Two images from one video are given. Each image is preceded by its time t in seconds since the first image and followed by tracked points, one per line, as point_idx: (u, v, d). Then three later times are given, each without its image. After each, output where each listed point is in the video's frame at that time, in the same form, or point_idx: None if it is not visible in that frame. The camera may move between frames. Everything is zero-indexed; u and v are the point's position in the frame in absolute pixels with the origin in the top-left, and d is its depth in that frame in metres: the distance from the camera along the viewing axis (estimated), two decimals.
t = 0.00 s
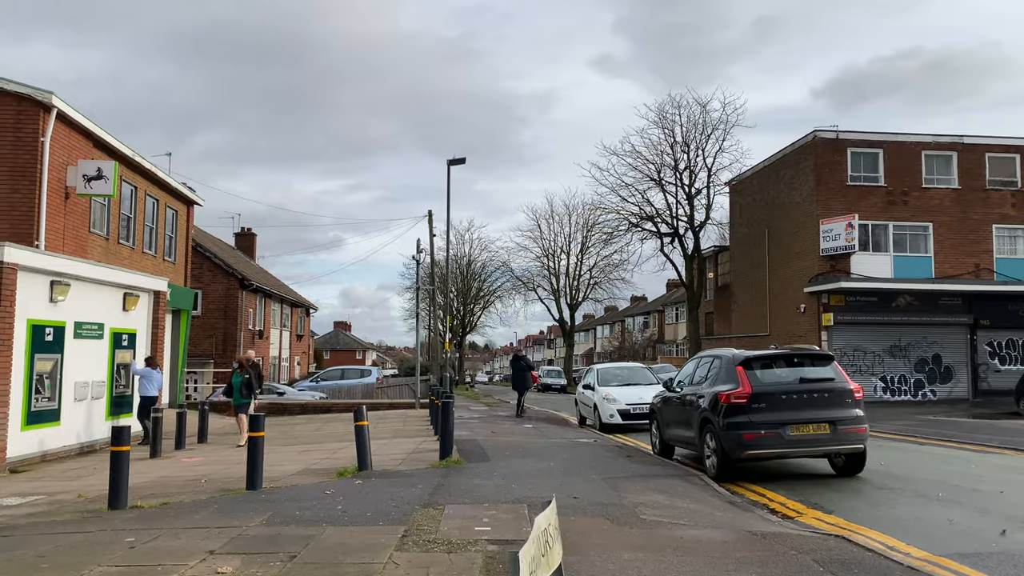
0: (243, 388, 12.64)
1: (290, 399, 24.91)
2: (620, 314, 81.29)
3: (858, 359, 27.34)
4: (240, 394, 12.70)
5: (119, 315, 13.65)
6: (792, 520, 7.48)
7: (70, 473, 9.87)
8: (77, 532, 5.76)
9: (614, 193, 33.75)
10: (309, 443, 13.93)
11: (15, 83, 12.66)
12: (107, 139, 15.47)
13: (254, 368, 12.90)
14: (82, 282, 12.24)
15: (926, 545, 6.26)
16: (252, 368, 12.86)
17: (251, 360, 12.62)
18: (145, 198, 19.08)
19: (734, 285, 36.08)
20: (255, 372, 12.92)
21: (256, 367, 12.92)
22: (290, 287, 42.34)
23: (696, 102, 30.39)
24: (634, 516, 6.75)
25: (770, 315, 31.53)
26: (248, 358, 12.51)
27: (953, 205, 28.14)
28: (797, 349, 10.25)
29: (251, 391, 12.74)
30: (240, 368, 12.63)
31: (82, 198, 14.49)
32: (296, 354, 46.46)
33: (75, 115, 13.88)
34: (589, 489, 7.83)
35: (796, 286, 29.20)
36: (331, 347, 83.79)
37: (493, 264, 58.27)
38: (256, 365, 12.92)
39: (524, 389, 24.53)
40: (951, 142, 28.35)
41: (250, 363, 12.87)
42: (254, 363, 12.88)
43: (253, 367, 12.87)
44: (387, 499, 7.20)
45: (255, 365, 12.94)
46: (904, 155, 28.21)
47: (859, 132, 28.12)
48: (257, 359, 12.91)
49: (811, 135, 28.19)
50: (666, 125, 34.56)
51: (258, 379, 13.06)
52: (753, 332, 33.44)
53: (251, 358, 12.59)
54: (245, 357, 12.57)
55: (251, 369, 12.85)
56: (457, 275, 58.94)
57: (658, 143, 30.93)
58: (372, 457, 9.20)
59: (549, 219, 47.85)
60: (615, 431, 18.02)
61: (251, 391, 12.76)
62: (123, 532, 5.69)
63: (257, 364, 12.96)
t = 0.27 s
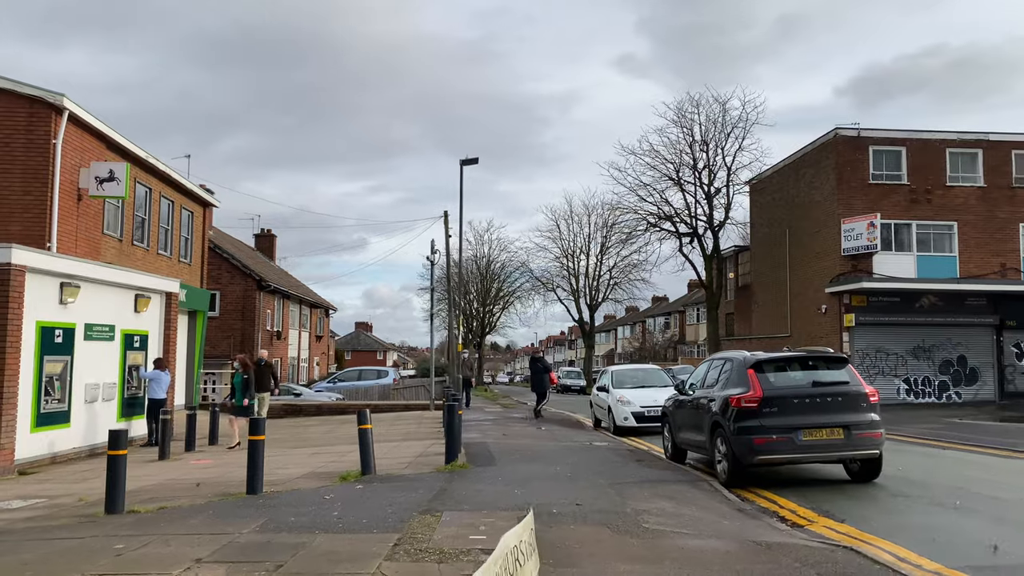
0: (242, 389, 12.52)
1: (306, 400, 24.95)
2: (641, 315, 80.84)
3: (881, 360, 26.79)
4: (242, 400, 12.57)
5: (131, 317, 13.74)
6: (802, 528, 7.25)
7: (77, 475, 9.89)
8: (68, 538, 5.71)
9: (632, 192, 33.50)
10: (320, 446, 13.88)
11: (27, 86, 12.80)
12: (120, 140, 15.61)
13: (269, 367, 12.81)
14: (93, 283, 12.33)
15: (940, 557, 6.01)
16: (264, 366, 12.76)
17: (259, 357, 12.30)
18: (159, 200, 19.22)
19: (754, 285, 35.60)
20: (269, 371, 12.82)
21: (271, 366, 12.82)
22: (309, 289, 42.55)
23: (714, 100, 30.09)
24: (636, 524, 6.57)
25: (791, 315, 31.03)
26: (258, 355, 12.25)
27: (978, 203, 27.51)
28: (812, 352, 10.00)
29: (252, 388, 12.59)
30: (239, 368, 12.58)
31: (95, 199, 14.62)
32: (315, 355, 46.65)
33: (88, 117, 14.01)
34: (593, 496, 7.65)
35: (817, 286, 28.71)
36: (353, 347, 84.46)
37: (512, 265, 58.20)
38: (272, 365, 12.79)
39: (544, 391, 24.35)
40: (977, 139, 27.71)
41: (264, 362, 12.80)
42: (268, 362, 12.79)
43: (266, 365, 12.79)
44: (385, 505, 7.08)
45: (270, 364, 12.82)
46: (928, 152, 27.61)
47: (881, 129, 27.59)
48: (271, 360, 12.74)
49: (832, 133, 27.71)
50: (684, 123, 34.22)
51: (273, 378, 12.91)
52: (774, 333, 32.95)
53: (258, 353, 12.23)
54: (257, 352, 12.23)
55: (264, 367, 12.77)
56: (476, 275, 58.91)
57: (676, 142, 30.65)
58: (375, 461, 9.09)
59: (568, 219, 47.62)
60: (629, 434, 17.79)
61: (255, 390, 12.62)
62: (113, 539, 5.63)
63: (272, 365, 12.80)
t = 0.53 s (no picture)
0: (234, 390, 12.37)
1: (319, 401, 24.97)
2: (658, 315, 80.43)
3: (900, 361, 26.31)
4: (229, 405, 11.35)
5: (140, 318, 13.82)
6: (810, 536, 7.04)
7: (82, 478, 9.88)
8: (57, 543, 5.65)
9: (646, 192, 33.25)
10: (327, 448, 13.79)
11: (36, 88, 12.91)
12: (130, 142, 15.71)
13: (275, 370, 12.75)
14: (101, 285, 12.39)
15: (952, 568, 5.79)
16: (270, 368, 12.70)
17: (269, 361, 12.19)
18: (171, 201, 19.32)
19: (771, 286, 35.16)
20: (275, 374, 12.76)
21: (277, 369, 12.77)
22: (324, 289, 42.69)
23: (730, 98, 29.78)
24: (637, 532, 6.39)
25: (808, 316, 30.61)
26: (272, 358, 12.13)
27: (1000, 202, 26.96)
28: (825, 354, 9.77)
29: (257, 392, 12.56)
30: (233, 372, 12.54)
31: (105, 201, 14.71)
32: (330, 356, 46.76)
33: (97, 118, 14.10)
34: (596, 502, 7.48)
35: (835, 286, 28.29)
36: (370, 348, 84.75)
37: (528, 265, 58.07)
38: (280, 369, 12.75)
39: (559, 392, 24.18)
40: (998, 136, 27.17)
41: (270, 364, 12.72)
42: (275, 365, 12.72)
43: (272, 368, 12.73)
44: (383, 511, 6.96)
45: (277, 367, 12.75)
46: (949, 150, 27.08)
47: (900, 127, 27.13)
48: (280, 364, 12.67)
49: (850, 131, 27.29)
50: (700, 122, 33.91)
51: (279, 381, 12.85)
52: (791, 334, 32.51)
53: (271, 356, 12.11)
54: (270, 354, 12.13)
55: (271, 370, 12.71)
56: (492, 276, 58.80)
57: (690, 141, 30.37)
58: (377, 465, 8.96)
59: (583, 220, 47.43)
60: (641, 437, 17.58)
61: (260, 394, 12.59)
62: (102, 545, 5.56)
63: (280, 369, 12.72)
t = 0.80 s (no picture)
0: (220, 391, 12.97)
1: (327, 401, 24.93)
2: (673, 315, 80.01)
3: (916, 362, 25.88)
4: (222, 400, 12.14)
5: (144, 317, 13.81)
6: (816, 540, 6.83)
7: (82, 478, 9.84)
8: (42, 545, 5.57)
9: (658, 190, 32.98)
10: (332, 448, 13.71)
11: (41, 87, 12.93)
12: (136, 140, 15.73)
13: (277, 369, 12.65)
14: (104, 284, 12.39)
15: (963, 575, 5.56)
16: (270, 367, 12.58)
17: (270, 360, 12.07)
18: (179, 200, 19.34)
19: (786, 285, 34.73)
20: (277, 373, 12.66)
21: (279, 367, 12.67)
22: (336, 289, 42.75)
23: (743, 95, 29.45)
24: (636, 535, 6.21)
25: (823, 315, 30.22)
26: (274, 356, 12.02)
27: (1019, 200, 26.46)
28: (834, 353, 9.53)
29: (258, 391, 12.49)
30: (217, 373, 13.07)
31: (110, 200, 14.73)
32: (342, 355, 46.80)
33: (102, 117, 14.12)
34: (595, 504, 7.31)
35: (850, 285, 27.89)
36: (384, 348, 84.84)
37: (541, 265, 57.88)
38: (281, 368, 12.63)
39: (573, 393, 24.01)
40: (1017, 133, 26.69)
41: (270, 362, 12.59)
42: (276, 364, 12.61)
43: (274, 367, 12.62)
44: (377, 513, 6.82)
45: (278, 365, 12.65)
46: (966, 147, 26.60)
47: (916, 123, 26.69)
48: (280, 362, 12.53)
49: (864, 128, 26.89)
50: (713, 120, 33.59)
51: (281, 380, 12.75)
52: (806, 333, 32.08)
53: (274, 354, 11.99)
54: (270, 352, 12.01)
55: (272, 368, 12.62)
56: (504, 276, 58.67)
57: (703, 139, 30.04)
58: (376, 465, 8.82)
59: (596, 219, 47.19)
60: (650, 438, 17.36)
61: (261, 394, 12.52)
62: (86, 547, 5.47)
63: (281, 367, 12.59)
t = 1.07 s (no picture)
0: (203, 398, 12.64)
1: (335, 403, 24.87)
2: (686, 316, 79.55)
3: (931, 364, 25.44)
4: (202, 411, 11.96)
5: (148, 318, 13.78)
6: (823, 552, 6.61)
7: (80, 482, 9.77)
8: (25, 554, 5.47)
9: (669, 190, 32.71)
10: (335, 451, 13.58)
11: (44, 87, 12.95)
12: (140, 141, 15.73)
13: (278, 370, 12.56)
14: (105, 285, 12.34)
15: None
16: (272, 368, 12.49)
17: (271, 362, 11.97)
18: (185, 201, 19.33)
19: (799, 285, 34.32)
20: (279, 374, 12.56)
21: (280, 368, 12.57)
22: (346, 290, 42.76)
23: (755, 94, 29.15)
24: (634, 546, 6.01)
25: (836, 316, 29.85)
26: (275, 358, 11.92)
27: None
28: (844, 356, 9.29)
29: (260, 392, 12.39)
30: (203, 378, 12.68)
31: (114, 201, 14.74)
32: (353, 356, 46.82)
33: (106, 117, 14.12)
34: (595, 512, 7.13)
35: (864, 285, 27.49)
36: (396, 348, 84.87)
37: (553, 265, 57.66)
38: (283, 370, 12.53)
39: (591, 395, 23.81)
40: None
41: (270, 363, 12.49)
42: (278, 365, 12.51)
43: (275, 368, 12.54)
44: (371, 521, 6.68)
45: (280, 366, 12.56)
46: (982, 145, 26.15)
47: (930, 121, 26.26)
48: (282, 363, 12.42)
49: (878, 126, 26.50)
50: (724, 119, 33.28)
51: (284, 382, 12.66)
52: (820, 334, 31.67)
53: (276, 356, 11.89)
54: (271, 354, 11.91)
55: (273, 369, 12.54)
56: (516, 276, 58.52)
57: (714, 138, 29.76)
58: (375, 471, 8.70)
59: (608, 219, 46.94)
60: (658, 441, 17.12)
61: (264, 396, 12.42)
62: (69, 557, 5.36)
63: (282, 368, 12.48)
